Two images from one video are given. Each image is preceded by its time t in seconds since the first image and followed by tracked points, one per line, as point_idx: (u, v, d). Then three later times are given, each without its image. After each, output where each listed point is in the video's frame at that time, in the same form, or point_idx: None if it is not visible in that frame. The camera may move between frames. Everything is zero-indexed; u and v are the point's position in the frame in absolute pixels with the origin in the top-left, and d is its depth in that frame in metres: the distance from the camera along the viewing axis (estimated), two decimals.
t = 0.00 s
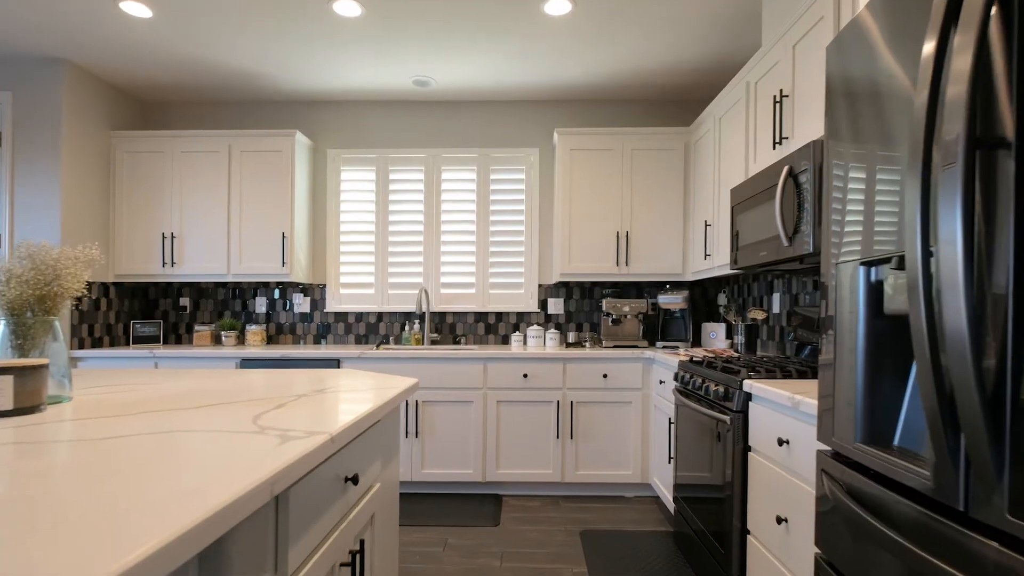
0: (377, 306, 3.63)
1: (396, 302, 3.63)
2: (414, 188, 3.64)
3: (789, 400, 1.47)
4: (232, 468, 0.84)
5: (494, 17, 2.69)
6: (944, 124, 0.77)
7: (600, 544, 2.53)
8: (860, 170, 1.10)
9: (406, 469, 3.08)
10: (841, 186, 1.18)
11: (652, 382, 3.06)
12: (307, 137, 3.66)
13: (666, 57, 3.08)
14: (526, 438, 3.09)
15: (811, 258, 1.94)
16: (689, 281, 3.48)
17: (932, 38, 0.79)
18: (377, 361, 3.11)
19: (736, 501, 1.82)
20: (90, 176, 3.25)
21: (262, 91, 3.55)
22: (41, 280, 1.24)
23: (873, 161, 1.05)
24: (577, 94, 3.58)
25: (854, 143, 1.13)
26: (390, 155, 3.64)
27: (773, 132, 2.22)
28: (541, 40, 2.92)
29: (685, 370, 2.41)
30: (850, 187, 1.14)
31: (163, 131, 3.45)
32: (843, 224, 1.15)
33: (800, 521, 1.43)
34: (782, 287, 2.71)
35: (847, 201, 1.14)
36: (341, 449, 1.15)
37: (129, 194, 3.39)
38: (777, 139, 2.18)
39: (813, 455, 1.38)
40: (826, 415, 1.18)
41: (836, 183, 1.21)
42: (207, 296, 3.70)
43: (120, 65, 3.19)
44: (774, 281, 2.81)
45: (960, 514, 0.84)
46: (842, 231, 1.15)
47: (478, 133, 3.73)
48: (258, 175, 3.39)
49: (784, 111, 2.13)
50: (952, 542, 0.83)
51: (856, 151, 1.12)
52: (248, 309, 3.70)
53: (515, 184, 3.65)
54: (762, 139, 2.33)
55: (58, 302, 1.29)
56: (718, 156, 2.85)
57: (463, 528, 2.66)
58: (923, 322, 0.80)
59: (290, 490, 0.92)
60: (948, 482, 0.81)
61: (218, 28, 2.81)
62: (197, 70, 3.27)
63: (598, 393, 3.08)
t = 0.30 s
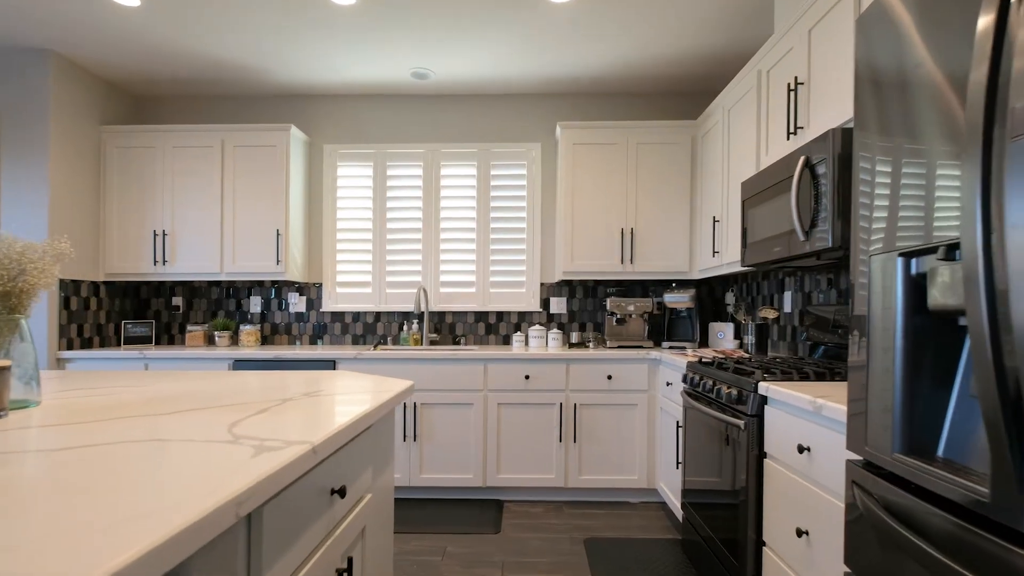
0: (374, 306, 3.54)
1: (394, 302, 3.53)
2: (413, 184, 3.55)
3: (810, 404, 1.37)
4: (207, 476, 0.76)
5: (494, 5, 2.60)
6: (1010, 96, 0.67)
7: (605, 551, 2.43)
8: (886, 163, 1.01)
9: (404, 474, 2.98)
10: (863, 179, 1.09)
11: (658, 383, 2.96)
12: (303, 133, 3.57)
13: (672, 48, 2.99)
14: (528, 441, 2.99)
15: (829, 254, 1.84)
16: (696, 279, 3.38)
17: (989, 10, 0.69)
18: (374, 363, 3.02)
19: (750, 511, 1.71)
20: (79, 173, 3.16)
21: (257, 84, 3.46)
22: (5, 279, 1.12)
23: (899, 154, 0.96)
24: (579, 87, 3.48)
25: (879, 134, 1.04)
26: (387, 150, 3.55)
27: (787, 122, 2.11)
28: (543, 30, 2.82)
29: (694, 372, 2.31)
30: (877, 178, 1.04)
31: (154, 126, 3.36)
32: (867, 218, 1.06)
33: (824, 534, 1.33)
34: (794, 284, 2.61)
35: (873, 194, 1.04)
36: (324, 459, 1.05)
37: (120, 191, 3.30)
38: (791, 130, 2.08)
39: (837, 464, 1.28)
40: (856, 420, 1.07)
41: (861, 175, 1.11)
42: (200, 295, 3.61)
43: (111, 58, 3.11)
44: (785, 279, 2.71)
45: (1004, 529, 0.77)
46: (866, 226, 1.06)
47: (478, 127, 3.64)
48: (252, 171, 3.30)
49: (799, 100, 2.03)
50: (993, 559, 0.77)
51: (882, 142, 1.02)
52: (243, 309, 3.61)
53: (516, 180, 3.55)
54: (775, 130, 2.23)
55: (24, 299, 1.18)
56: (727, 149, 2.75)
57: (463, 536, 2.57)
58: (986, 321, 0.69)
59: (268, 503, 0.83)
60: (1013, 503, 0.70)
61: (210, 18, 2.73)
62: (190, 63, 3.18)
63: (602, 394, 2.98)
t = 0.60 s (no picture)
0: (370, 305, 3.43)
1: (391, 301, 3.43)
2: (410, 180, 3.45)
3: (835, 409, 1.26)
4: (167, 486, 0.67)
5: None
6: None
7: (609, 560, 2.33)
8: (916, 154, 0.92)
9: (400, 479, 2.88)
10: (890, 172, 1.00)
11: (664, 385, 2.85)
12: (297, 127, 3.47)
13: (678, 38, 2.89)
14: (529, 445, 2.89)
15: (847, 249, 1.73)
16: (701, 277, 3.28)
17: None
18: (369, 364, 2.91)
19: (765, 522, 1.61)
20: (65, 168, 3.06)
21: (249, 76, 3.36)
22: None
23: (931, 146, 0.88)
24: (581, 79, 3.38)
25: (907, 122, 0.95)
26: (384, 145, 3.45)
27: (800, 111, 2.02)
28: (544, 20, 2.72)
29: (702, 373, 2.21)
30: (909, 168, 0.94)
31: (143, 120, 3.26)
32: (896, 213, 0.97)
33: (851, 551, 1.22)
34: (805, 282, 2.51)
35: (902, 187, 0.95)
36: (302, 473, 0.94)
37: (107, 186, 3.20)
38: (805, 119, 1.98)
39: (866, 474, 1.18)
40: (893, 426, 0.97)
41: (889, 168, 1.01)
42: (191, 295, 3.51)
43: (98, 49, 3.01)
44: (796, 277, 2.61)
45: None
46: (895, 222, 0.97)
47: (477, 122, 3.54)
48: (245, 166, 3.20)
49: (814, 87, 1.93)
50: None
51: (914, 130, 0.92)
52: (235, 309, 3.51)
53: (516, 175, 3.45)
54: (787, 121, 2.13)
55: None
56: (735, 142, 2.65)
57: (461, 544, 2.46)
58: None
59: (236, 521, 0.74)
60: None
61: (200, 7, 2.63)
62: (180, 54, 3.08)
63: (606, 397, 2.88)
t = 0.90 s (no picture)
0: (365, 305, 3.33)
1: (386, 301, 3.33)
2: (407, 175, 3.34)
3: (865, 419, 1.16)
4: (102, 522, 0.56)
5: None
6: None
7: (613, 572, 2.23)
8: (958, 146, 0.83)
9: (395, 486, 2.77)
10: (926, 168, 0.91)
11: (669, 387, 2.75)
12: (289, 121, 3.36)
13: (683, 27, 2.78)
14: (529, 450, 2.78)
15: (868, 245, 1.63)
16: (707, 275, 3.17)
17: None
18: (363, 366, 2.80)
19: (782, 538, 1.50)
20: (48, 163, 2.94)
21: (239, 68, 3.25)
22: None
23: (971, 137, 0.80)
24: (582, 70, 3.27)
25: (949, 107, 0.85)
26: (378, 139, 3.34)
27: (816, 100, 1.91)
28: (544, 7, 2.61)
29: (711, 376, 2.10)
30: (951, 163, 0.85)
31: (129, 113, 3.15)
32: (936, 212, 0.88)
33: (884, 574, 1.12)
34: (818, 281, 2.41)
35: (944, 182, 0.86)
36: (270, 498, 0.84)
37: (92, 182, 3.09)
38: (822, 107, 1.88)
39: (901, 491, 1.07)
40: (942, 439, 0.85)
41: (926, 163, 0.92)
42: (180, 294, 3.40)
43: (81, 39, 2.90)
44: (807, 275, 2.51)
45: None
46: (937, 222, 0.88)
47: (475, 115, 3.43)
48: (234, 161, 3.09)
49: (831, 73, 1.82)
50: None
51: (958, 118, 0.83)
52: (225, 309, 3.40)
53: (515, 170, 3.34)
54: (801, 110, 2.03)
55: None
56: (744, 134, 2.54)
57: (459, 555, 2.36)
58: None
59: (189, 557, 0.64)
60: None
61: None
62: (167, 44, 2.97)
63: (608, 400, 2.77)
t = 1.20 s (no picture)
0: (359, 305, 3.22)
1: (382, 301, 3.22)
2: (403, 171, 3.24)
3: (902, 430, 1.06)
4: None
5: None
6: None
7: None
8: (1007, 134, 0.74)
9: (390, 493, 2.67)
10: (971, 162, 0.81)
11: (674, 390, 2.65)
12: (281, 115, 3.25)
13: (689, 17, 2.68)
14: (529, 455, 2.68)
15: (891, 240, 1.54)
16: (713, 274, 3.07)
17: None
18: (357, 368, 2.69)
19: (802, 556, 1.39)
20: (30, 158, 2.83)
21: (229, 60, 3.14)
22: None
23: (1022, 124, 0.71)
24: (584, 62, 3.17)
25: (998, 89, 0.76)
26: (373, 134, 3.24)
27: (833, 88, 1.82)
28: None
29: (720, 380, 2.00)
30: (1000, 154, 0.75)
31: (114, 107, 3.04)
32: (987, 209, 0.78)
33: None
34: (830, 279, 2.31)
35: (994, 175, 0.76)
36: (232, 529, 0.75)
37: (77, 178, 2.98)
38: (839, 96, 1.78)
39: (941, 511, 0.98)
40: (998, 456, 0.75)
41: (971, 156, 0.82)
42: (169, 294, 3.29)
43: (64, 29, 2.79)
44: (817, 273, 2.41)
45: None
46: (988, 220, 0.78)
47: (473, 109, 3.32)
48: (223, 156, 2.98)
49: (849, 59, 1.73)
50: None
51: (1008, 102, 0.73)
52: (215, 309, 3.29)
53: (515, 166, 3.24)
54: (816, 99, 1.93)
55: None
56: (753, 127, 2.45)
57: (455, 566, 2.26)
58: None
59: None
60: None
61: None
62: (153, 35, 2.87)
63: (612, 403, 2.67)
